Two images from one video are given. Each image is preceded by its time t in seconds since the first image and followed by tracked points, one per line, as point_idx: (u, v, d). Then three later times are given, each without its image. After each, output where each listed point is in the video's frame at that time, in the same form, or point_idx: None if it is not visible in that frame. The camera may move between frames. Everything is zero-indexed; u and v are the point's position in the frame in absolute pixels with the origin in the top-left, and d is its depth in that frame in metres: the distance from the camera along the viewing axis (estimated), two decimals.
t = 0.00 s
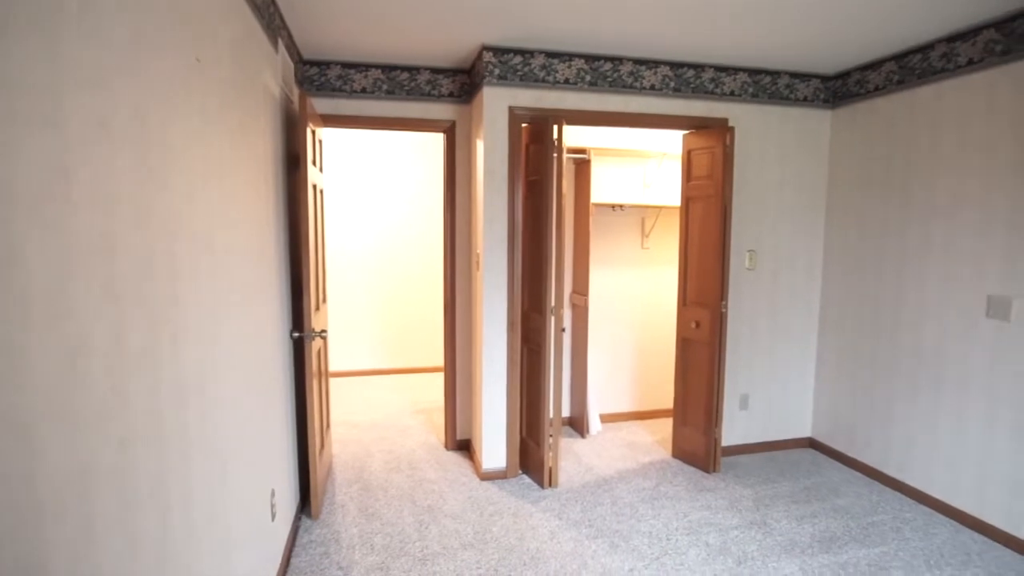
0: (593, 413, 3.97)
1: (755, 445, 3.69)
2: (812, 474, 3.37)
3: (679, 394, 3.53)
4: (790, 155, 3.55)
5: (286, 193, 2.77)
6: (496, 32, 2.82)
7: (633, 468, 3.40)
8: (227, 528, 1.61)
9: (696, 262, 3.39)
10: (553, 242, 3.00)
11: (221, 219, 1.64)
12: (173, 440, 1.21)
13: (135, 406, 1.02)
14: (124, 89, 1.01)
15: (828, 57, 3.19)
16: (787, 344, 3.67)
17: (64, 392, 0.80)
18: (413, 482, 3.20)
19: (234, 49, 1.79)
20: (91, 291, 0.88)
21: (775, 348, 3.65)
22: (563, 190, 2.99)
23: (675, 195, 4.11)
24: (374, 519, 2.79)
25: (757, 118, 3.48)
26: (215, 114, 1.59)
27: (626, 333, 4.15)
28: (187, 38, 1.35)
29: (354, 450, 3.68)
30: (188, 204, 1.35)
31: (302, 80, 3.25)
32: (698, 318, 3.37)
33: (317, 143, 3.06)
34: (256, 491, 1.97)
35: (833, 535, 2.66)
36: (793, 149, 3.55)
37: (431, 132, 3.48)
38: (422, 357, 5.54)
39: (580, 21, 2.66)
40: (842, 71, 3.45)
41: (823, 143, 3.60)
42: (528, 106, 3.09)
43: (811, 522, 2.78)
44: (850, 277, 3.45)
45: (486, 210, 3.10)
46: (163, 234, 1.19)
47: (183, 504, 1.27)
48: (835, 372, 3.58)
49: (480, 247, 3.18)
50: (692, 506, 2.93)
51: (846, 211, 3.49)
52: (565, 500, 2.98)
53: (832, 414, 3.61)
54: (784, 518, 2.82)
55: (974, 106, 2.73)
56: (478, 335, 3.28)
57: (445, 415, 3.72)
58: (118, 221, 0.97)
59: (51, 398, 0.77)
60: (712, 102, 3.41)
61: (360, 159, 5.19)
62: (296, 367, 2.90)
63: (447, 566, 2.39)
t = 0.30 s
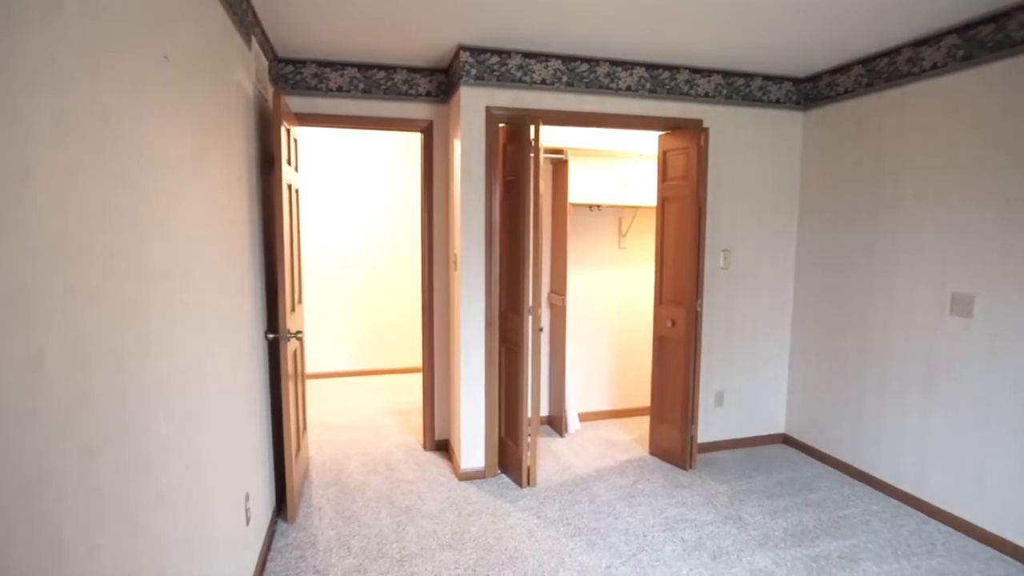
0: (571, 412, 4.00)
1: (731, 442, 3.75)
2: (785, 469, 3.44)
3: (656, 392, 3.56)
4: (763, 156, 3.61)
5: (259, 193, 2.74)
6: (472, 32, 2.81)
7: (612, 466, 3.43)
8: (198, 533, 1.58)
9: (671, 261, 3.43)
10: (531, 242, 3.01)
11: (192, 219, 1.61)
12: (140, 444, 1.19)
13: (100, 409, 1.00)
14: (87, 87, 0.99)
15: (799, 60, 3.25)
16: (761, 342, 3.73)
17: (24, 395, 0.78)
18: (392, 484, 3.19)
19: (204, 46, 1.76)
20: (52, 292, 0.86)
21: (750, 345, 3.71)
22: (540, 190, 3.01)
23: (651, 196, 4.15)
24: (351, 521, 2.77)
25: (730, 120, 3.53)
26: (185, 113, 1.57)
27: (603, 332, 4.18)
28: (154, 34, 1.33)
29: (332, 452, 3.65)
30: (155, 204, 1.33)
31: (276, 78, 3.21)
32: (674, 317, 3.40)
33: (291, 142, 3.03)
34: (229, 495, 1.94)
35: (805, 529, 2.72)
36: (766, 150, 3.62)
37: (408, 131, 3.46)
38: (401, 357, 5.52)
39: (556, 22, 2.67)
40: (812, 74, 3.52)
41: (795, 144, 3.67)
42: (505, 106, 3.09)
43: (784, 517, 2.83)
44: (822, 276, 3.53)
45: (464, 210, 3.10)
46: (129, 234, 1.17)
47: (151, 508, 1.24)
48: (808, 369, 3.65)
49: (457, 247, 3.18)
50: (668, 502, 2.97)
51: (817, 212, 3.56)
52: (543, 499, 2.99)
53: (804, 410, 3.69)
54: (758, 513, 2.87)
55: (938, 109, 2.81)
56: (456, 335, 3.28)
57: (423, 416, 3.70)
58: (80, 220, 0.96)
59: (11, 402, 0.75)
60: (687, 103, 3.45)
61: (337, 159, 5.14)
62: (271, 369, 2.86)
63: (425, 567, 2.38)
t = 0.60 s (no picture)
0: (550, 411, 4.01)
1: (706, 439, 3.80)
2: (759, 465, 3.50)
3: (633, 390, 3.60)
4: (736, 158, 3.67)
5: (233, 192, 2.70)
6: (448, 32, 2.81)
7: (589, 464, 3.45)
8: (168, 538, 1.55)
9: (647, 261, 3.46)
10: (508, 241, 3.02)
11: (160, 220, 1.58)
12: (104, 450, 1.17)
13: (60, 415, 0.98)
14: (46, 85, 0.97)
15: (771, 63, 3.31)
16: (735, 340, 3.79)
17: None
18: (369, 485, 3.17)
19: (173, 43, 1.73)
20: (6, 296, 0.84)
21: (724, 344, 3.77)
22: (517, 190, 3.01)
23: (628, 196, 4.19)
24: (327, 523, 2.74)
25: (705, 121, 3.58)
26: (152, 112, 1.54)
27: (581, 331, 4.20)
28: (119, 31, 1.31)
29: (308, 454, 3.61)
30: (121, 204, 1.30)
31: (250, 76, 3.17)
32: (650, 316, 3.44)
33: (265, 141, 2.99)
34: (201, 499, 1.91)
35: (778, 523, 2.77)
36: (740, 151, 3.67)
37: (384, 131, 3.44)
38: (379, 358, 5.48)
39: (531, 23, 2.68)
40: (784, 77, 3.59)
41: (767, 146, 3.73)
42: (482, 106, 3.10)
43: (757, 512, 2.88)
44: (793, 275, 3.60)
45: (440, 210, 3.10)
46: (92, 234, 1.14)
47: (117, 514, 1.22)
48: (781, 367, 3.72)
49: (434, 248, 3.17)
50: (645, 500, 3.00)
51: (789, 212, 3.63)
52: (521, 498, 3.00)
53: (777, 407, 3.76)
54: (732, 508, 2.92)
55: (903, 113, 2.88)
56: (433, 336, 3.27)
57: (401, 417, 3.69)
58: (39, 221, 0.93)
59: None
60: (662, 105, 3.49)
61: (313, 158, 5.09)
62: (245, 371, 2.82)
63: (402, 568, 2.37)
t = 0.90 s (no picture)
0: (527, 410, 4.02)
1: (682, 436, 3.85)
2: (733, 461, 3.55)
3: (609, 389, 3.63)
4: (710, 158, 3.72)
5: (204, 192, 2.65)
6: (424, 31, 2.80)
7: (567, 463, 3.47)
8: (137, 544, 1.52)
9: (623, 260, 3.49)
10: (485, 241, 3.02)
11: (128, 219, 1.55)
12: (70, 454, 1.14)
13: (23, 420, 0.96)
14: (8, 82, 0.95)
15: (743, 65, 3.37)
16: (709, 338, 3.85)
17: None
18: (346, 487, 3.14)
19: (142, 39, 1.70)
20: None
21: (699, 342, 3.82)
22: (494, 190, 3.02)
23: (604, 196, 4.22)
24: (303, 526, 2.72)
25: (679, 123, 3.62)
26: (119, 110, 1.51)
27: (559, 331, 4.22)
28: (84, 28, 1.28)
29: (284, 457, 3.57)
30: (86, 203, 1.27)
31: (222, 74, 3.12)
32: (626, 315, 3.47)
33: (238, 139, 2.95)
34: (172, 503, 1.88)
35: (751, 518, 2.82)
36: (713, 152, 3.73)
37: (359, 130, 3.42)
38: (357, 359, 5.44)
39: (508, 24, 2.69)
40: (756, 79, 3.65)
41: (740, 147, 3.79)
42: (458, 106, 3.09)
43: (731, 507, 2.93)
44: (766, 274, 3.66)
45: (417, 210, 3.09)
46: (57, 234, 1.12)
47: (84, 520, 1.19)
48: (754, 364, 3.78)
49: (411, 248, 3.16)
50: (621, 497, 3.03)
51: (761, 212, 3.69)
52: (499, 497, 3.01)
53: (751, 403, 3.82)
54: (707, 504, 2.96)
55: (870, 115, 2.96)
56: (410, 336, 3.25)
57: (379, 418, 3.67)
58: None
59: None
60: (637, 106, 3.52)
61: (287, 157, 5.03)
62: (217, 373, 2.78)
63: (379, 570, 2.36)
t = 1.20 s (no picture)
0: (506, 410, 4.02)
1: (659, 434, 3.89)
2: (709, 457, 3.60)
3: (587, 388, 3.65)
4: (686, 158, 3.76)
5: (175, 192, 2.60)
6: (400, 30, 2.79)
7: (546, 462, 3.49)
8: (105, 551, 1.49)
9: (600, 260, 3.52)
10: (462, 241, 3.02)
11: (95, 218, 1.52)
12: (32, 460, 1.11)
13: None
14: None
15: (718, 67, 3.41)
16: (686, 336, 3.89)
17: None
18: (323, 490, 3.11)
19: (108, 35, 1.66)
20: None
21: (676, 340, 3.86)
22: (471, 190, 3.01)
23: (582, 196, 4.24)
24: (279, 530, 2.68)
25: (656, 123, 3.65)
26: (84, 107, 1.48)
27: (538, 330, 4.24)
28: (46, 22, 1.25)
29: (260, 459, 3.52)
30: (50, 203, 1.24)
31: (194, 71, 3.07)
32: (604, 314, 3.49)
33: (211, 137, 2.90)
34: (142, 509, 1.84)
35: (727, 513, 2.86)
36: (689, 152, 3.77)
37: (335, 129, 3.39)
38: (334, 360, 5.40)
39: (484, 23, 2.69)
40: (730, 80, 3.70)
41: (715, 148, 3.84)
42: (435, 105, 3.08)
43: (707, 503, 2.96)
44: (740, 273, 3.72)
45: (394, 210, 3.07)
46: (18, 235, 1.09)
47: (48, 527, 1.16)
48: (730, 362, 3.83)
49: (388, 248, 3.14)
50: (600, 495, 3.05)
51: (736, 212, 3.75)
52: (477, 498, 3.01)
53: (727, 401, 3.88)
54: (684, 501, 2.99)
55: (840, 117, 3.02)
56: (387, 336, 3.23)
57: (356, 419, 3.64)
58: None
59: None
60: (614, 106, 3.54)
61: (262, 156, 4.96)
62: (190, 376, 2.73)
63: (356, 573, 2.34)
